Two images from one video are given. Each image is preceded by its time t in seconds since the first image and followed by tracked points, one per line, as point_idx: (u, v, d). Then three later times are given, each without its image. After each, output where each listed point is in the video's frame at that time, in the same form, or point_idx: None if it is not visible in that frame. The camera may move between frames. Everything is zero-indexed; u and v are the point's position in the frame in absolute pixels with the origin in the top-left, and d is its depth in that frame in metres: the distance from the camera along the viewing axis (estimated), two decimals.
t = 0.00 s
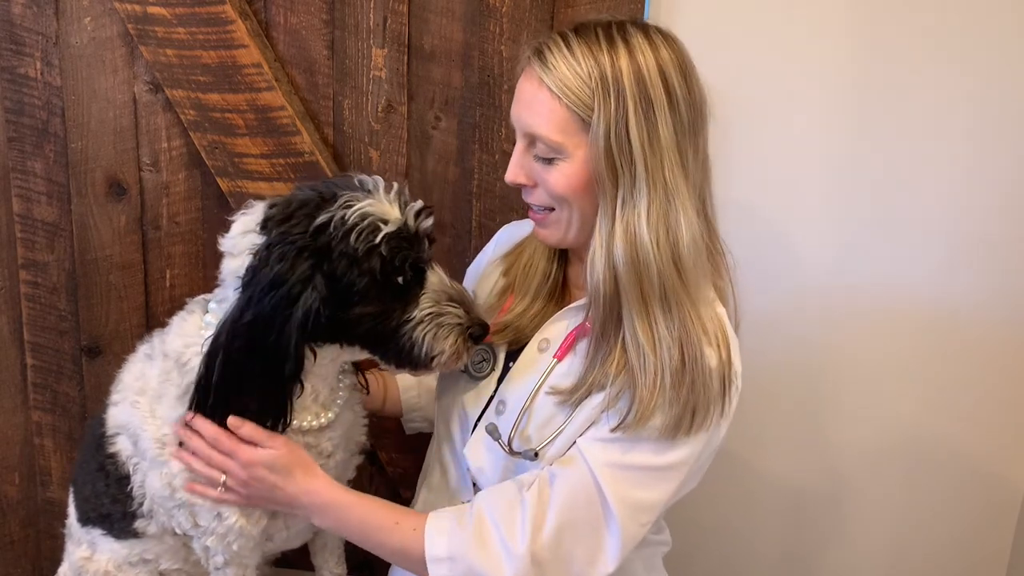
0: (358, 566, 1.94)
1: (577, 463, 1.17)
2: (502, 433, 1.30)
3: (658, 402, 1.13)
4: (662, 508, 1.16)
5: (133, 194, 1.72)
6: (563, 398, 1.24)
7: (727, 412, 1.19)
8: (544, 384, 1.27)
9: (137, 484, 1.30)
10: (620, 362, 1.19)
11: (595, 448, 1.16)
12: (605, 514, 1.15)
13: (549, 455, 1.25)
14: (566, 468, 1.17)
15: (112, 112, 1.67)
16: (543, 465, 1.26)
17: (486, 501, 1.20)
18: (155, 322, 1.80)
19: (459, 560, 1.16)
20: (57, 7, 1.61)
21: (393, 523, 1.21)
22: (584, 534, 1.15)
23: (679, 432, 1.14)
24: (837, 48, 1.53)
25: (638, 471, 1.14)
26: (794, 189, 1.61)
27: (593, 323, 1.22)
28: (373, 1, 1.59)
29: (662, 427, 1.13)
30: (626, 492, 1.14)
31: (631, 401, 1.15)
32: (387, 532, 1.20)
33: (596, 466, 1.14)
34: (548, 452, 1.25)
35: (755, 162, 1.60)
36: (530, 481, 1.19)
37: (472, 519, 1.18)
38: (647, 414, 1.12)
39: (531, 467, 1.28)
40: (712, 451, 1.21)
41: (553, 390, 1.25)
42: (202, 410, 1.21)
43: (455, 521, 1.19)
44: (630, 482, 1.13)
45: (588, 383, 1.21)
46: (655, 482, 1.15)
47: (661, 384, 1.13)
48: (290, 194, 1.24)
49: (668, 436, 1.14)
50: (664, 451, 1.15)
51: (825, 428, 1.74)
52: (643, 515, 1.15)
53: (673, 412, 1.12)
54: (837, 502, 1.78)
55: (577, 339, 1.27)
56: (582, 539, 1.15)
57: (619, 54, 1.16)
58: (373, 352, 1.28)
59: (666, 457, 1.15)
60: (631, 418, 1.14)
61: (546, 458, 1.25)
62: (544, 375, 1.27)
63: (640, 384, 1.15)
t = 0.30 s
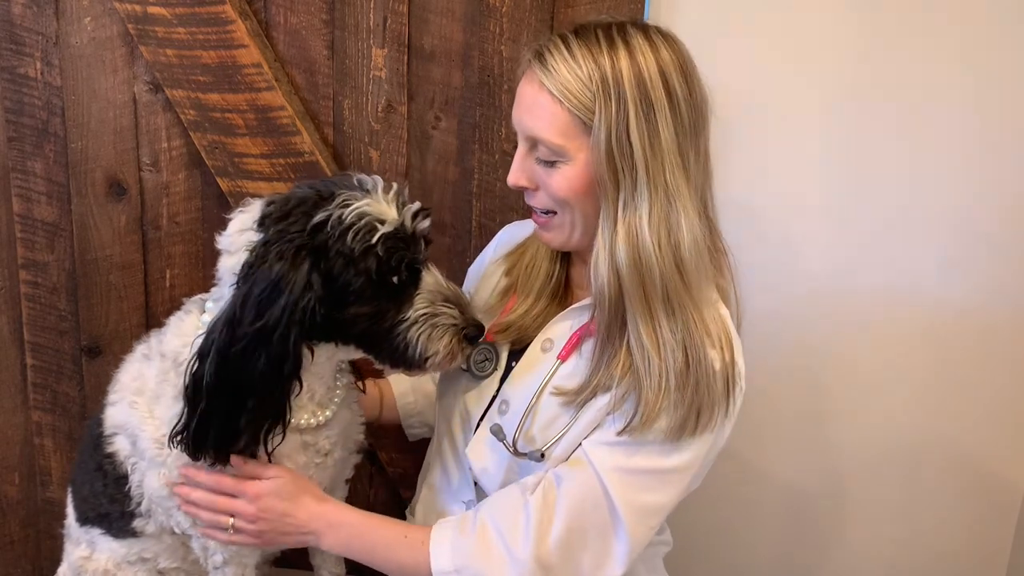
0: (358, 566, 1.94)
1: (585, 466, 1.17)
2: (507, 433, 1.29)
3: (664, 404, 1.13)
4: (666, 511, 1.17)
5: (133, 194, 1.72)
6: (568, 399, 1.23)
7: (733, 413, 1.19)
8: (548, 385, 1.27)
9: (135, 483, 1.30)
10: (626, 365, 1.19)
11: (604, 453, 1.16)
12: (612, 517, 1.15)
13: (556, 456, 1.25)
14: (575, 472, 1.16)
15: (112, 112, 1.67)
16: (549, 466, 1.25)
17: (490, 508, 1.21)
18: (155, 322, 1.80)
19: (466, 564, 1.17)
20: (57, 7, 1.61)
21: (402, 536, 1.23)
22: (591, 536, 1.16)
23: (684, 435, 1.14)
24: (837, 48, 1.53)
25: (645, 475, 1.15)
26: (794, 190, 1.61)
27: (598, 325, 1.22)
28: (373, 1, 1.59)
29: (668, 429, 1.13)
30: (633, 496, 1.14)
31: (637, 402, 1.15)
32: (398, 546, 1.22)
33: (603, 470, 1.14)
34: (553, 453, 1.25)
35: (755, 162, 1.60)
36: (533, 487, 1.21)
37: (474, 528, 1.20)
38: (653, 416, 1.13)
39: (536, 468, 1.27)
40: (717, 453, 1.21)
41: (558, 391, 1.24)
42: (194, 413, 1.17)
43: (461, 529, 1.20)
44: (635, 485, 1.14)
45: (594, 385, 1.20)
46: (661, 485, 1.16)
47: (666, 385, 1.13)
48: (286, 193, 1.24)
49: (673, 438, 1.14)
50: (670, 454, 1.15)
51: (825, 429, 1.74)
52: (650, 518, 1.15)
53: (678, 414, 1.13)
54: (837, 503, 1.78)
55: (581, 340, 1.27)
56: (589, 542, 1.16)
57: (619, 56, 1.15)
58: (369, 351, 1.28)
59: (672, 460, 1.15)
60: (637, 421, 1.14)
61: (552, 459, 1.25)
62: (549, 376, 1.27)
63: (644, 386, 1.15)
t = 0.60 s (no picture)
0: (358, 566, 1.94)
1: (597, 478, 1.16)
2: (512, 440, 1.28)
3: (655, 403, 1.14)
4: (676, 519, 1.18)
5: (133, 194, 1.72)
6: (570, 401, 1.23)
7: (731, 413, 1.19)
8: (551, 389, 1.27)
9: (136, 483, 1.30)
10: (619, 363, 1.19)
11: (619, 472, 1.14)
12: (628, 530, 1.16)
13: (561, 460, 1.24)
14: (586, 481, 1.17)
15: (112, 112, 1.67)
16: (553, 471, 1.25)
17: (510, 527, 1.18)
18: (155, 322, 1.80)
19: None
20: (57, 7, 1.61)
21: (443, 542, 1.15)
22: (613, 550, 1.16)
23: (683, 437, 1.14)
24: (837, 48, 1.53)
25: (656, 488, 1.14)
26: (795, 190, 1.61)
27: (590, 322, 1.22)
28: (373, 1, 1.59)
29: (664, 430, 1.14)
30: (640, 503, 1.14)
31: (629, 401, 1.16)
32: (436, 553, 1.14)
33: (623, 489, 1.13)
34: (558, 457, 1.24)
35: (755, 162, 1.60)
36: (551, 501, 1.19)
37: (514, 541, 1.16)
38: (643, 415, 1.13)
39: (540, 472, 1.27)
40: (721, 456, 1.20)
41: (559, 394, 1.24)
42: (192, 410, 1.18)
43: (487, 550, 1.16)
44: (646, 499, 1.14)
45: (594, 388, 1.20)
46: (669, 493, 1.16)
47: (656, 383, 1.14)
48: (290, 192, 1.25)
49: (669, 439, 1.14)
50: (673, 463, 1.15)
51: (825, 428, 1.74)
52: (659, 527, 1.16)
53: (673, 414, 1.13)
54: (837, 503, 1.78)
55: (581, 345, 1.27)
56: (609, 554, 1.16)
57: (621, 53, 1.15)
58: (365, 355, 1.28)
59: (678, 470, 1.15)
60: (634, 421, 1.14)
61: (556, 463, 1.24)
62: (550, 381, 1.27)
63: (635, 383, 1.15)
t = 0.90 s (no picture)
0: (359, 566, 1.94)
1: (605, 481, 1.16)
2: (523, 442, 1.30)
3: (658, 399, 1.14)
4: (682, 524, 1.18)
5: (133, 194, 1.72)
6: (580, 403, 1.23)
7: (738, 413, 1.19)
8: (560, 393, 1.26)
9: (139, 482, 1.30)
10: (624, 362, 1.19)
11: (630, 481, 1.14)
12: (636, 535, 1.15)
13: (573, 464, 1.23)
14: (596, 484, 1.16)
15: (112, 111, 1.67)
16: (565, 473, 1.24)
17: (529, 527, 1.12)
18: (155, 322, 1.80)
19: None
20: (57, 7, 1.61)
21: (524, 484, 1.14)
22: (623, 556, 1.15)
23: (687, 435, 1.13)
24: (838, 48, 1.53)
25: (665, 495, 1.14)
26: (795, 190, 1.61)
27: (597, 321, 1.22)
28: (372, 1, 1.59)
29: (669, 429, 1.13)
30: (644, 502, 1.13)
31: (632, 399, 1.17)
32: (516, 493, 1.13)
33: (632, 499, 1.13)
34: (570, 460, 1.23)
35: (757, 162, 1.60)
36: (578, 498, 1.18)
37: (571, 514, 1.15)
38: (647, 411, 1.14)
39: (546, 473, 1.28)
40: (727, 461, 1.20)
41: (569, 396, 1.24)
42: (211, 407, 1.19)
43: (512, 544, 1.13)
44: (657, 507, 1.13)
45: (602, 389, 1.21)
46: (677, 499, 1.16)
47: (659, 380, 1.14)
48: (333, 205, 1.23)
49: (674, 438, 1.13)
50: (681, 466, 1.15)
51: (825, 429, 1.74)
52: (665, 532, 1.16)
53: (676, 411, 1.12)
54: (837, 503, 1.78)
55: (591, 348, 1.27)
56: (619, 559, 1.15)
57: (625, 53, 1.15)
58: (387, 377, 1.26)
59: (688, 477, 1.15)
60: (638, 418, 1.15)
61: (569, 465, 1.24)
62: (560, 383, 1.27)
63: (638, 379, 1.16)
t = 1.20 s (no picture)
0: (359, 566, 1.94)
1: (594, 476, 1.14)
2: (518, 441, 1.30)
3: (660, 403, 1.14)
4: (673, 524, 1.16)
5: (133, 194, 1.72)
6: (583, 403, 1.23)
7: (739, 417, 1.17)
8: (562, 394, 1.28)
9: (144, 480, 1.30)
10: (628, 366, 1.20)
11: (612, 458, 1.14)
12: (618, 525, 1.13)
13: (568, 464, 1.24)
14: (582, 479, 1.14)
15: (112, 111, 1.67)
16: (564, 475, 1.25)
17: (489, 505, 1.12)
18: (155, 322, 1.80)
19: (489, 570, 1.14)
20: (57, 7, 1.61)
21: (482, 464, 1.15)
22: (597, 548, 1.12)
23: (686, 440, 1.13)
24: (838, 49, 1.54)
25: (649, 483, 1.13)
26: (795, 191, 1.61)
27: (602, 325, 1.23)
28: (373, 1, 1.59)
29: (668, 429, 1.13)
30: (640, 504, 1.13)
31: (633, 402, 1.17)
32: (476, 474, 1.14)
33: (611, 477, 1.12)
34: (567, 461, 1.24)
35: (757, 162, 1.61)
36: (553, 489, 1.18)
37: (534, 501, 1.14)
38: (647, 417, 1.14)
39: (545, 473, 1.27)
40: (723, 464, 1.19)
41: (571, 396, 1.25)
42: (228, 425, 1.19)
43: (472, 525, 1.13)
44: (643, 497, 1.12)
45: (606, 390, 1.21)
46: (666, 493, 1.15)
47: (662, 384, 1.14)
48: (327, 209, 1.23)
49: (673, 439, 1.13)
50: (678, 464, 1.15)
51: (825, 428, 1.74)
52: (651, 527, 1.14)
53: (677, 414, 1.12)
54: (836, 502, 1.79)
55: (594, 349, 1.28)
56: (593, 551, 1.12)
57: (632, 55, 1.15)
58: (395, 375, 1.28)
59: (678, 471, 1.15)
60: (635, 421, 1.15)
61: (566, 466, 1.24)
62: (562, 383, 1.28)
63: (641, 383, 1.16)
